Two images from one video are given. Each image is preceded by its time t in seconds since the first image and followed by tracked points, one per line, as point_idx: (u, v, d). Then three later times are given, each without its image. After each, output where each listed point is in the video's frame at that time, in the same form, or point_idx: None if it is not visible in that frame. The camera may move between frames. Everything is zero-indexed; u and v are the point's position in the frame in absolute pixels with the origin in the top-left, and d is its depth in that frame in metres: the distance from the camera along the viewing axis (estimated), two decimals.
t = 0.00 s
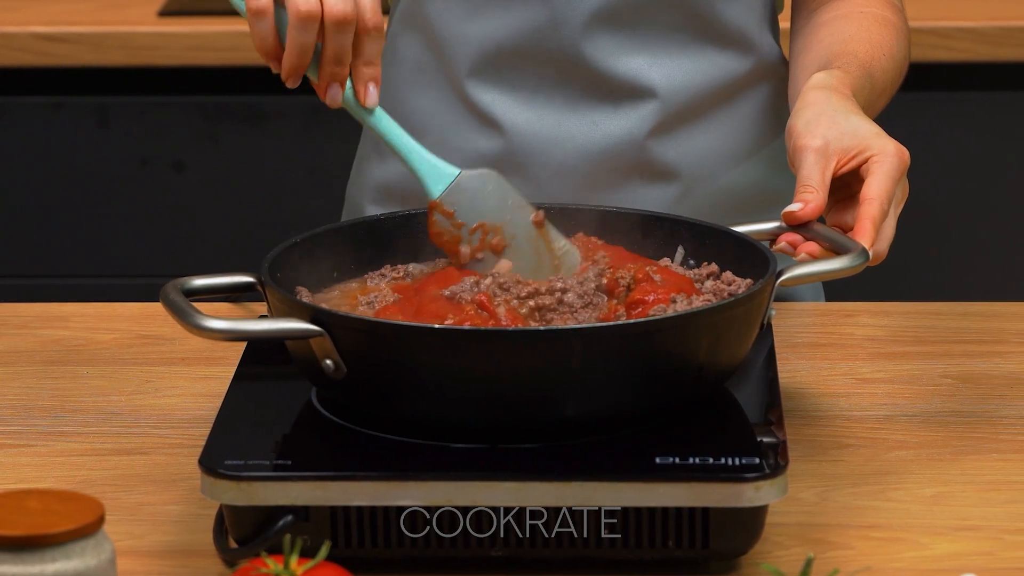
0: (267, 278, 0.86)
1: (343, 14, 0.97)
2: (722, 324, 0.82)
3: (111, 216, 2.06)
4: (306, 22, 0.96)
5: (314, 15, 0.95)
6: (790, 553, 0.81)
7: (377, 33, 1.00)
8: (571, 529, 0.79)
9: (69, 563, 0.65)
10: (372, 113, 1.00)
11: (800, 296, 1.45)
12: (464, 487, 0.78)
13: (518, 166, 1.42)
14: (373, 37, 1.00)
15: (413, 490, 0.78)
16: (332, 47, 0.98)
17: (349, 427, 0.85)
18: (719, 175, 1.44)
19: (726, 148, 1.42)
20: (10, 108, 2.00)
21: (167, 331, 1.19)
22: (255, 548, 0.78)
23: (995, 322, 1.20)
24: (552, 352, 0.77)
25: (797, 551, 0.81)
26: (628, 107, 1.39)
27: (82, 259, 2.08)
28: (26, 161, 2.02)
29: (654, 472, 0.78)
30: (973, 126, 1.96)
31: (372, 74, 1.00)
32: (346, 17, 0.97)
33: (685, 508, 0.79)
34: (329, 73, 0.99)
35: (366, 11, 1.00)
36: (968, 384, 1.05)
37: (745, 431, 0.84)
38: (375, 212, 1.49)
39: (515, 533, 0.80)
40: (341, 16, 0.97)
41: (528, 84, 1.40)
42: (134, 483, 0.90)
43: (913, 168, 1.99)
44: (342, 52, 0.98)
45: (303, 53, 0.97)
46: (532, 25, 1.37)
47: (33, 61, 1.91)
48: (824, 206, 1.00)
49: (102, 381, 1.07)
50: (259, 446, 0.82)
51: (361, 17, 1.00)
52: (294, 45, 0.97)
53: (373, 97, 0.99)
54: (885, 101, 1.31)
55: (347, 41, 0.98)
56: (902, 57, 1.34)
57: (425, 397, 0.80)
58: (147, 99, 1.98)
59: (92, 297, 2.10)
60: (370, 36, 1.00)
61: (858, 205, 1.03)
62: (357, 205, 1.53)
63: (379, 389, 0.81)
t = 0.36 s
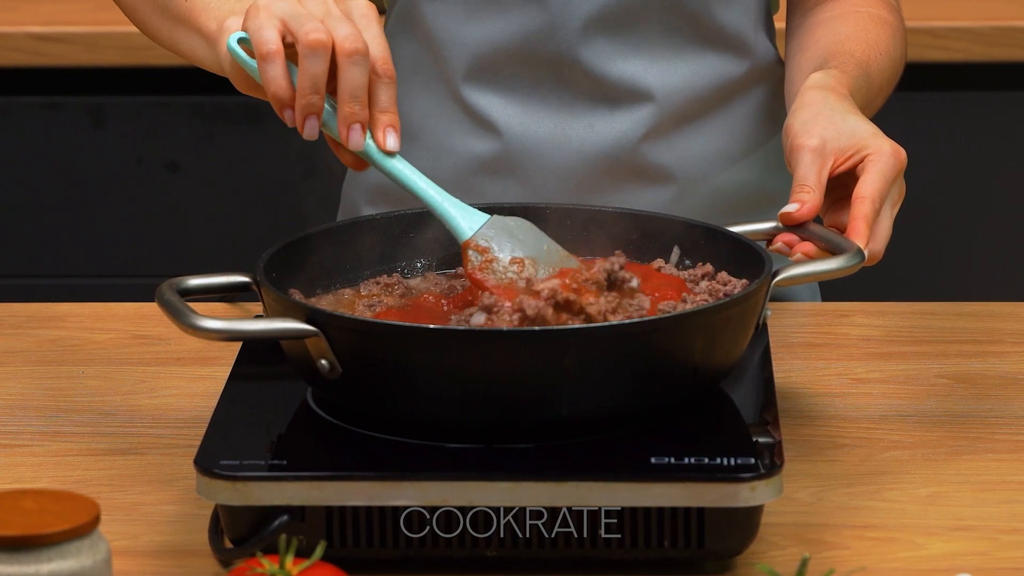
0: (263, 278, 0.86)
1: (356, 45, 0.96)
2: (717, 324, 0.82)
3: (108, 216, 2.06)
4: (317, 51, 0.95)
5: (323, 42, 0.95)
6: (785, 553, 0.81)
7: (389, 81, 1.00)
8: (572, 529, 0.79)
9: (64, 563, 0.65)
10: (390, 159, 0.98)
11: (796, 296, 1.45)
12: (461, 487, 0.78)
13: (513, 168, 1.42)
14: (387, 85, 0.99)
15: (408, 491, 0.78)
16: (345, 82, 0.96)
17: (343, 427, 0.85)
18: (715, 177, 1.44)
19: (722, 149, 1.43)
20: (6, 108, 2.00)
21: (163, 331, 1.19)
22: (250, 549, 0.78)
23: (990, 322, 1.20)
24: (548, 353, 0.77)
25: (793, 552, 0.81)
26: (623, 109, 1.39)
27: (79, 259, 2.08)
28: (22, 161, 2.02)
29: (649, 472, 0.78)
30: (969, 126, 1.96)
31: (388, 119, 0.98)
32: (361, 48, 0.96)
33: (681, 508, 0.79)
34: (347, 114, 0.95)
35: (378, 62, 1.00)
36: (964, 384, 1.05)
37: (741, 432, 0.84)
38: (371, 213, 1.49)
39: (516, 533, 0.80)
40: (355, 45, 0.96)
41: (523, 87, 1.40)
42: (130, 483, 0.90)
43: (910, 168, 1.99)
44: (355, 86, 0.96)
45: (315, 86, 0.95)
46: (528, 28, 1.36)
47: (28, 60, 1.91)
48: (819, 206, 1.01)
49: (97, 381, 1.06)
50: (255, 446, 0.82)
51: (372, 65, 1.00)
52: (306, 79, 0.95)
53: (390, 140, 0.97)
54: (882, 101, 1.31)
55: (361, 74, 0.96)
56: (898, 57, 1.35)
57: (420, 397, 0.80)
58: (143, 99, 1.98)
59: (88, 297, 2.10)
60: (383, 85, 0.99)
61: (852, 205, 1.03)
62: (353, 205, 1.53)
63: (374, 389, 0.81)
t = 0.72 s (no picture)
0: (258, 279, 0.86)
1: (268, 131, 0.86)
2: (712, 325, 0.82)
3: (105, 215, 2.06)
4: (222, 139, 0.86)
5: (227, 134, 0.86)
6: (781, 554, 0.81)
7: (311, 150, 0.88)
8: (571, 529, 0.79)
9: (60, 563, 0.65)
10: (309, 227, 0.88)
11: (792, 296, 1.45)
12: (456, 487, 0.78)
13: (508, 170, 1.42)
14: (307, 155, 0.88)
15: (403, 490, 0.78)
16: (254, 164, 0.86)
17: (337, 427, 0.86)
18: (710, 179, 1.43)
19: (716, 151, 1.43)
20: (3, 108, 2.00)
21: (158, 331, 1.19)
22: (246, 549, 0.78)
23: (986, 321, 1.20)
24: (541, 354, 0.77)
25: (788, 552, 0.81)
26: (618, 111, 1.39)
27: (76, 258, 2.08)
28: (19, 161, 2.02)
29: (645, 472, 0.78)
30: (965, 125, 1.96)
31: (303, 192, 0.87)
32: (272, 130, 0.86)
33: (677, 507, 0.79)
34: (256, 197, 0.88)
35: (298, 128, 0.88)
36: (960, 384, 1.05)
37: (737, 432, 0.84)
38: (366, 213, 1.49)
39: (514, 533, 0.80)
40: (265, 129, 0.86)
41: (517, 90, 1.40)
42: (125, 483, 0.90)
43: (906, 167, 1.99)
44: (266, 175, 0.87)
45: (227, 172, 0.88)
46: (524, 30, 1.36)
47: (24, 60, 1.91)
48: (817, 207, 1.01)
49: (93, 381, 1.07)
50: (251, 446, 0.82)
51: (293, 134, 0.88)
52: (212, 162, 0.88)
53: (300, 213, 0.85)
54: (879, 103, 1.31)
55: (273, 159, 0.86)
56: (894, 59, 1.34)
57: (415, 397, 0.80)
58: (139, 99, 1.98)
59: (87, 296, 2.10)
60: (302, 156, 0.88)
61: (851, 207, 1.03)
62: (349, 206, 1.53)
63: (370, 389, 0.81)
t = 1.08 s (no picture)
0: (254, 278, 0.86)
1: (315, 130, 0.82)
2: (706, 324, 0.82)
3: (102, 216, 2.06)
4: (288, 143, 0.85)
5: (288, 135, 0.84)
6: (776, 553, 0.81)
7: (365, 121, 0.83)
8: (572, 529, 0.79)
9: (55, 564, 0.65)
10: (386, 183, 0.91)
11: (788, 296, 1.45)
12: (451, 487, 0.78)
13: (504, 169, 1.42)
14: (363, 128, 0.83)
15: (399, 490, 0.78)
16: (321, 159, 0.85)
17: (333, 427, 0.86)
18: (706, 178, 1.44)
19: (712, 151, 1.43)
20: None
21: (154, 331, 1.19)
22: (242, 549, 0.78)
23: (982, 322, 1.20)
24: (536, 353, 0.77)
25: (784, 551, 0.81)
26: (615, 111, 1.40)
27: (74, 259, 2.08)
28: (16, 161, 2.02)
29: (641, 472, 0.78)
30: (961, 125, 1.96)
31: (373, 162, 0.84)
32: (319, 129, 0.81)
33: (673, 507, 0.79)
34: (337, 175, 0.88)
35: (346, 103, 0.83)
36: (955, 384, 1.05)
37: (732, 432, 0.84)
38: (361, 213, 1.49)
39: (514, 533, 0.80)
40: (314, 131, 0.82)
41: (515, 88, 1.40)
42: (121, 483, 0.90)
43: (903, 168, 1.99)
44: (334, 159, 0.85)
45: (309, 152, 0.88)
46: (520, 29, 1.36)
47: (19, 60, 1.91)
48: (812, 207, 1.01)
49: (88, 381, 1.07)
50: (247, 446, 0.82)
51: (344, 111, 0.83)
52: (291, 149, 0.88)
53: (371, 186, 0.84)
54: (874, 103, 1.31)
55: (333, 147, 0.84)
56: (890, 59, 1.35)
57: (410, 396, 0.80)
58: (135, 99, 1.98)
59: (85, 296, 2.10)
60: (359, 132, 0.83)
61: (846, 207, 1.03)
62: (345, 206, 1.53)
63: (365, 390, 0.81)
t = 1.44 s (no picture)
0: (249, 278, 0.86)
1: (438, 100, 0.87)
2: (702, 324, 0.82)
3: (99, 215, 2.06)
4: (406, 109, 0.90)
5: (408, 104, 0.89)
6: (771, 554, 0.81)
7: (485, 91, 0.88)
8: (572, 529, 0.79)
9: (50, 564, 0.65)
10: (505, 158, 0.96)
11: (784, 296, 1.45)
12: (447, 486, 0.78)
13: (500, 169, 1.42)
14: (485, 98, 0.88)
15: (395, 490, 0.78)
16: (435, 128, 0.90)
17: (327, 427, 0.85)
18: (702, 177, 1.44)
19: (708, 151, 1.43)
20: None
21: (149, 331, 1.19)
22: (237, 549, 0.78)
23: (977, 322, 1.20)
24: (530, 353, 0.77)
25: (779, 552, 0.81)
26: (611, 110, 1.40)
27: (72, 259, 2.08)
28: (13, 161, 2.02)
29: (637, 472, 0.78)
30: (958, 125, 1.96)
31: (490, 134, 0.89)
32: (439, 100, 0.87)
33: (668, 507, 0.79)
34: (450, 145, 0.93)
35: (469, 74, 0.88)
36: (950, 384, 1.05)
37: (727, 432, 0.84)
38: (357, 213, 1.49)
39: (513, 532, 0.80)
40: (435, 100, 0.87)
41: (511, 87, 1.40)
42: (115, 483, 0.90)
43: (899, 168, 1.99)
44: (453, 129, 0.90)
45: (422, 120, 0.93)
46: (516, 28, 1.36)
47: (15, 60, 1.90)
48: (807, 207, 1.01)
49: (84, 381, 1.06)
50: (242, 446, 0.82)
51: (466, 81, 0.88)
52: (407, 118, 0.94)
53: (491, 156, 0.89)
54: (870, 103, 1.31)
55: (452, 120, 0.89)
56: (886, 59, 1.35)
57: (406, 397, 0.80)
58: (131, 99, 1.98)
59: (82, 296, 2.10)
60: (478, 103, 0.88)
61: (841, 207, 1.03)
62: (340, 206, 1.53)
63: (361, 390, 0.81)
